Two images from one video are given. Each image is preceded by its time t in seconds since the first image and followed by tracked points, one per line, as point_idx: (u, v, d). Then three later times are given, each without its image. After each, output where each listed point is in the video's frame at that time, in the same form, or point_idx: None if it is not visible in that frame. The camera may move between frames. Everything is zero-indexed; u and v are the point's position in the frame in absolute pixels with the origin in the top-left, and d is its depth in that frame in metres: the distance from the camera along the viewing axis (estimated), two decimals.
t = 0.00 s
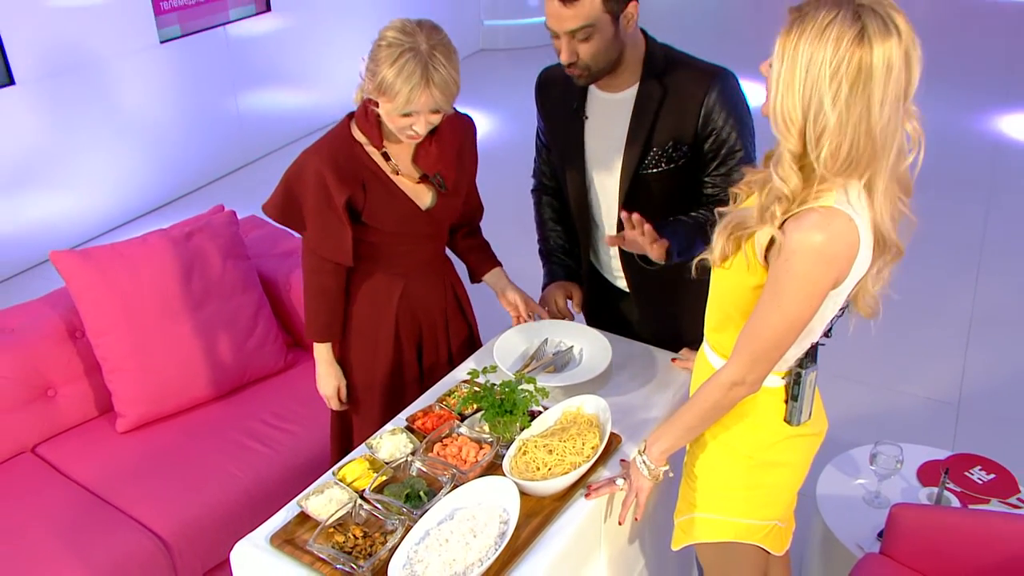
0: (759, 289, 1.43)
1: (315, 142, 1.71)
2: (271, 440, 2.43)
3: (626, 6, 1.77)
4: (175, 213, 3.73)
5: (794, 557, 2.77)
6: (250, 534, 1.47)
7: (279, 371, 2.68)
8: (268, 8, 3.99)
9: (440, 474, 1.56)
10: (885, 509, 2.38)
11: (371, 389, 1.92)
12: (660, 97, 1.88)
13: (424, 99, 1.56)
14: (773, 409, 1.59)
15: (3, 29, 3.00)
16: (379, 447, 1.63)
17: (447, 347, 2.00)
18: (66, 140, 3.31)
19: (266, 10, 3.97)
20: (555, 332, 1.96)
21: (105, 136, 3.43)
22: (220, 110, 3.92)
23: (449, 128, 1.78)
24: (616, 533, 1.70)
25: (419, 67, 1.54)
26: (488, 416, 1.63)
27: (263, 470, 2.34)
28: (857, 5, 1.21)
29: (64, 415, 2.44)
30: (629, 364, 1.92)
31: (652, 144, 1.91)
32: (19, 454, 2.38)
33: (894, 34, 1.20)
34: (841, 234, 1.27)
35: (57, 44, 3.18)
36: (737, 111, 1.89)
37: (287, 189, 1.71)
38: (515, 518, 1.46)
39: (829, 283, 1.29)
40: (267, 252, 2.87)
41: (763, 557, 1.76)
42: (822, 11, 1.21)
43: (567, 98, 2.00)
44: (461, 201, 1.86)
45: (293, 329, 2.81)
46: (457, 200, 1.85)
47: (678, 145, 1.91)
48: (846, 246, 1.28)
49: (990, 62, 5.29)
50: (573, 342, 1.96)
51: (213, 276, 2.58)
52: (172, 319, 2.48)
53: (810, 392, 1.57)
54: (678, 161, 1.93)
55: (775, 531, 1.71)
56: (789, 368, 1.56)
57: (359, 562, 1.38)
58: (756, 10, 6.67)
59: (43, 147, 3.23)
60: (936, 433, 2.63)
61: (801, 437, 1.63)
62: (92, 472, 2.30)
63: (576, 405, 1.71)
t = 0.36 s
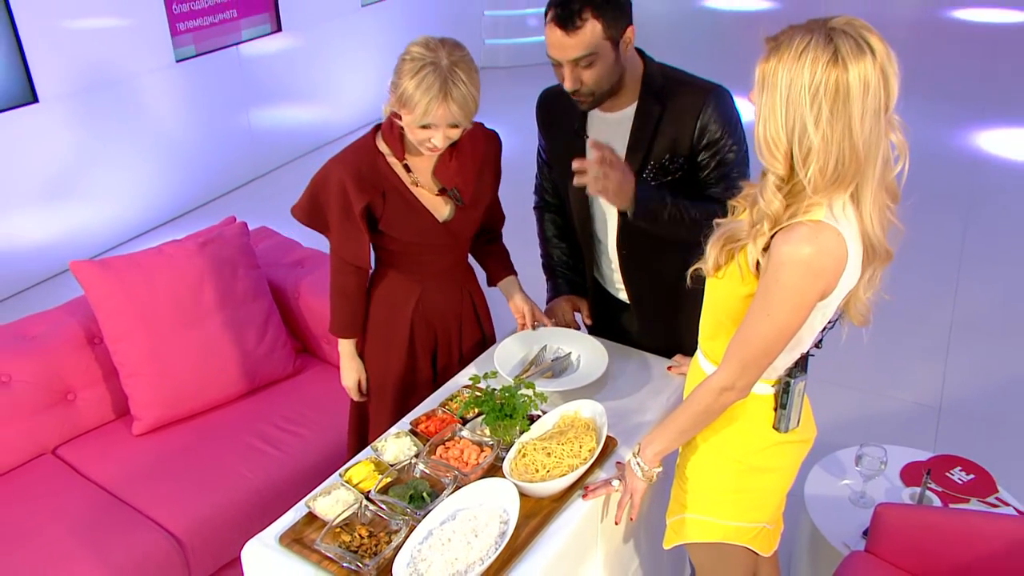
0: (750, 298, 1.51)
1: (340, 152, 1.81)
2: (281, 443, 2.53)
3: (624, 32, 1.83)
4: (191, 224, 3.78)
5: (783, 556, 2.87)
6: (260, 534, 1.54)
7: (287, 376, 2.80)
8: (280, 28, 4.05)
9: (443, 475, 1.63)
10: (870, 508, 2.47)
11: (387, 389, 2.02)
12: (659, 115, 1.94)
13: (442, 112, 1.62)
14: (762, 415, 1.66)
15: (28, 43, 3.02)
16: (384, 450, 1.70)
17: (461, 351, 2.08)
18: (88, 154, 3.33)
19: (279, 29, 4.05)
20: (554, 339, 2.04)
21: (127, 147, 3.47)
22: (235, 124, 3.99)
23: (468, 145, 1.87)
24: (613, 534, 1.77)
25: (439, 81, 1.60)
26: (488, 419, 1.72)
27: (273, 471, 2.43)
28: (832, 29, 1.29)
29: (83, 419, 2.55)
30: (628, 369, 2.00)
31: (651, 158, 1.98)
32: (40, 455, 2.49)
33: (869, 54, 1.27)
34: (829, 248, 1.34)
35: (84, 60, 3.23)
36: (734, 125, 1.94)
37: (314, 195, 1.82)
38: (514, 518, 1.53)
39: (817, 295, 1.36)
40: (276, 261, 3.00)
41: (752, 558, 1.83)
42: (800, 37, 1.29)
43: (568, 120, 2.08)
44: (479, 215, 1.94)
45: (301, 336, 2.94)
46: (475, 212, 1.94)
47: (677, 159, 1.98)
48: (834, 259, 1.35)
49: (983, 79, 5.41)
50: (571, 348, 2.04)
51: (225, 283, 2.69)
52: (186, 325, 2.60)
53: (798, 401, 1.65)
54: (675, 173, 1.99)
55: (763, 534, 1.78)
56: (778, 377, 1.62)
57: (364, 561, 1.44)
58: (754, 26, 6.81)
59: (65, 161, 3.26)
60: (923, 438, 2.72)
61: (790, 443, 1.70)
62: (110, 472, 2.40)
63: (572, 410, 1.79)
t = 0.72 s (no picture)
0: (743, 303, 1.54)
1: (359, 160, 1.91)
2: (291, 442, 2.62)
3: (619, 55, 1.88)
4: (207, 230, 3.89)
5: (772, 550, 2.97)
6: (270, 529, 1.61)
7: (295, 377, 2.90)
8: (290, 43, 4.19)
9: (445, 473, 1.70)
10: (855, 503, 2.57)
11: (400, 387, 2.10)
12: (652, 128, 2.00)
13: (455, 123, 1.67)
14: (752, 416, 1.73)
15: (50, 56, 3.09)
16: (389, 449, 1.77)
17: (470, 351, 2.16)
18: (109, 163, 3.42)
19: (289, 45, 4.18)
20: (551, 343, 2.11)
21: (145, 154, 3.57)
22: (247, 135, 4.13)
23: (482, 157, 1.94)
24: (609, 529, 1.82)
25: (452, 93, 1.66)
26: (489, 419, 1.78)
27: (284, 469, 2.51)
28: (817, 45, 1.33)
29: (102, 417, 2.64)
30: (625, 370, 2.07)
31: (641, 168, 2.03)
32: (60, 452, 2.57)
33: (855, 67, 1.30)
34: (820, 258, 1.37)
35: (108, 73, 3.32)
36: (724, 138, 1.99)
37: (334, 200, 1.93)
38: (513, 513, 1.59)
39: (807, 303, 1.39)
40: (285, 267, 3.13)
41: (743, 553, 1.90)
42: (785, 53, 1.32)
43: (565, 132, 2.13)
44: (490, 223, 2.03)
45: (309, 338, 3.05)
46: (487, 221, 2.01)
47: (667, 169, 2.03)
48: (824, 268, 1.38)
49: (967, 92, 5.56)
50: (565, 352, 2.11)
51: (237, 288, 2.78)
52: (199, 327, 2.70)
53: (787, 403, 1.71)
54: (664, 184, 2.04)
55: (754, 530, 1.85)
56: (768, 379, 1.69)
57: (370, 554, 1.50)
58: (746, 40, 6.97)
59: (85, 170, 3.34)
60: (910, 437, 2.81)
61: (780, 443, 1.77)
62: (128, 469, 2.48)
63: (570, 409, 1.85)
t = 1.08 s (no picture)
0: (740, 303, 1.61)
1: (370, 167, 1.99)
2: (300, 437, 2.71)
3: (612, 67, 1.95)
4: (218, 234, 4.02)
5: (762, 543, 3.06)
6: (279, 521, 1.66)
7: (304, 375, 3.00)
8: (299, 54, 4.33)
9: (448, 467, 1.75)
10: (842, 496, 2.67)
11: (403, 383, 2.22)
12: (644, 139, 2.08)
13: (470, 132, 1.75)
14: (747, 411, 1.80)
15: (72, 68, 3.20)
16: (394, 443, 1.82)
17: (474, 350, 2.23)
18: (127, 170, 3.54)
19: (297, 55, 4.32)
20: (550, 343, 2.17)
21: (157, 161, 3.68)
22: (257, 142, 4.27)
23: (487, 163, 2.00)
24: (607, 522, 1.89)
25: (464, 103, 1.73)
26: (490, 415, 1.84)
27: (293, 463, 2.60)
28: (801, 54, 1.42)
29: (118, 413, 2.73)
30: (622, 369, 2.13)
31: (635, 177, 2.11)
32: (79, 447, 2.65)
33: (838, 71, 1.39)
34: (813, 260, 1.44)
35: (128, 82, 3.44)
36: (712, 147, 2.07)
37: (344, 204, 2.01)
38: (514, 506, 1.64)
39: (799, 303, 1.46)
40: (294, 270, 3.25)
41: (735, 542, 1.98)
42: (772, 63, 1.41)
43: (562, 141, 2.22)
44: (493, 229, 2.08)
45: (317, 338, 3.16)
46: (491, 225, 2.07)
47: (660, 179, 2.11)
48: (817, 270, 1.45)
49: (953, 101, 5.71)
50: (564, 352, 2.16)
51: (248, 289, 2.89)
52: (212, 326, 2.79)
53: (781, 399, 1.78)
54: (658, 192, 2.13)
55: (747, 521, 1.93)
56: (763, 376, 1.77)
57: (376, 546, 1.55)
58: (739, 51, 7.14)
59: (105, 177, 3.45)
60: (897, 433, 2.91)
61: (773, 438, 1.85)
62: (144, 463, 2.57)
63: (569, 407, 1.92)
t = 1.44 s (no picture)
0: (729, 299, 1.68)
1: (361, 173, 1.98)
2: (308, 433, 2.77)
3: (607, 78, 1.98)
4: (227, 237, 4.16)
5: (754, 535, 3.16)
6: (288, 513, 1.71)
7: (313, 372, 3.07)
8: (308, 63, 4.47)
9: (451, 461, 1.81)
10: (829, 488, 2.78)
11: (400, 387, 2.22)
12: (639, 148, 2.08)
13: (448, 134, 1.74)
14: (737, 404, 1.86)
15: (90, 75, 3.32)
16: (398, 439, 1.88)
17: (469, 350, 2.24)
18: (141, 174, 3.67)
19: (307, 64, 4.47)
20: (549, 341, 2.24)
21: (174, 166, 3.83)
22: (266, 149, 4.41)
23: (476, 167, 2.03)
24: (604, 512, 1.96)
25: (446, 106, 1.73)
26: (492, 411, 1.90)
27: (302, 457, 2.66)
28: (780, 58, 1.49)
29: (135, 408, 2.80)
30: (618, 365, 2.20)
31: (630, 186, 2.12)
32: (97, 441, 2.71)
33: (816, 72, 1.47)
34: (800, 256, 1.51)
35: (138, 90, 3.55)
36: (706, 157, 2.08)
37: (335, 212, 2.00)
38: (514, 498, 1.69)
39: (786, 298, 1.53)
40: (301, 271, 3.36)
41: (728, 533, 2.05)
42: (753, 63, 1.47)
43: (559, 144, 2.25)
44: (485, 230, 2.11)
45: (324, 337, 3.25)
46: (483, 227, 2.09)
47: (654, 188, 2.11)
48: (803, 265, 1.52)
49: (937, 109, 5.88)
50: (563, 350, 2.23)
51: (259, 288, 2.97)
52: (225, 324, 2.87)
53: (772, 392, 1.84)
54: (653, 200, 2.13)
55: (738, 512, 2.00)
56: (753, 370, 1.82)
57: (381, 536, 1.60)
58: (732, 61, 7.31)
59: (121, 181, 3.58)
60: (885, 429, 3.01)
61: (763, 432, 1.92)
62: (160, 456, 2.63)
63: (568, 402, 1.98)
